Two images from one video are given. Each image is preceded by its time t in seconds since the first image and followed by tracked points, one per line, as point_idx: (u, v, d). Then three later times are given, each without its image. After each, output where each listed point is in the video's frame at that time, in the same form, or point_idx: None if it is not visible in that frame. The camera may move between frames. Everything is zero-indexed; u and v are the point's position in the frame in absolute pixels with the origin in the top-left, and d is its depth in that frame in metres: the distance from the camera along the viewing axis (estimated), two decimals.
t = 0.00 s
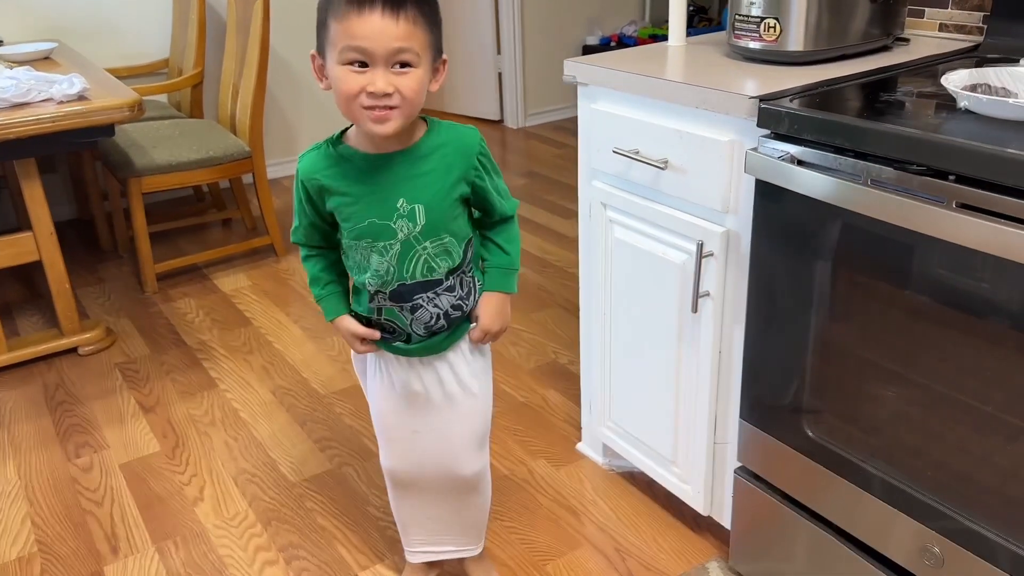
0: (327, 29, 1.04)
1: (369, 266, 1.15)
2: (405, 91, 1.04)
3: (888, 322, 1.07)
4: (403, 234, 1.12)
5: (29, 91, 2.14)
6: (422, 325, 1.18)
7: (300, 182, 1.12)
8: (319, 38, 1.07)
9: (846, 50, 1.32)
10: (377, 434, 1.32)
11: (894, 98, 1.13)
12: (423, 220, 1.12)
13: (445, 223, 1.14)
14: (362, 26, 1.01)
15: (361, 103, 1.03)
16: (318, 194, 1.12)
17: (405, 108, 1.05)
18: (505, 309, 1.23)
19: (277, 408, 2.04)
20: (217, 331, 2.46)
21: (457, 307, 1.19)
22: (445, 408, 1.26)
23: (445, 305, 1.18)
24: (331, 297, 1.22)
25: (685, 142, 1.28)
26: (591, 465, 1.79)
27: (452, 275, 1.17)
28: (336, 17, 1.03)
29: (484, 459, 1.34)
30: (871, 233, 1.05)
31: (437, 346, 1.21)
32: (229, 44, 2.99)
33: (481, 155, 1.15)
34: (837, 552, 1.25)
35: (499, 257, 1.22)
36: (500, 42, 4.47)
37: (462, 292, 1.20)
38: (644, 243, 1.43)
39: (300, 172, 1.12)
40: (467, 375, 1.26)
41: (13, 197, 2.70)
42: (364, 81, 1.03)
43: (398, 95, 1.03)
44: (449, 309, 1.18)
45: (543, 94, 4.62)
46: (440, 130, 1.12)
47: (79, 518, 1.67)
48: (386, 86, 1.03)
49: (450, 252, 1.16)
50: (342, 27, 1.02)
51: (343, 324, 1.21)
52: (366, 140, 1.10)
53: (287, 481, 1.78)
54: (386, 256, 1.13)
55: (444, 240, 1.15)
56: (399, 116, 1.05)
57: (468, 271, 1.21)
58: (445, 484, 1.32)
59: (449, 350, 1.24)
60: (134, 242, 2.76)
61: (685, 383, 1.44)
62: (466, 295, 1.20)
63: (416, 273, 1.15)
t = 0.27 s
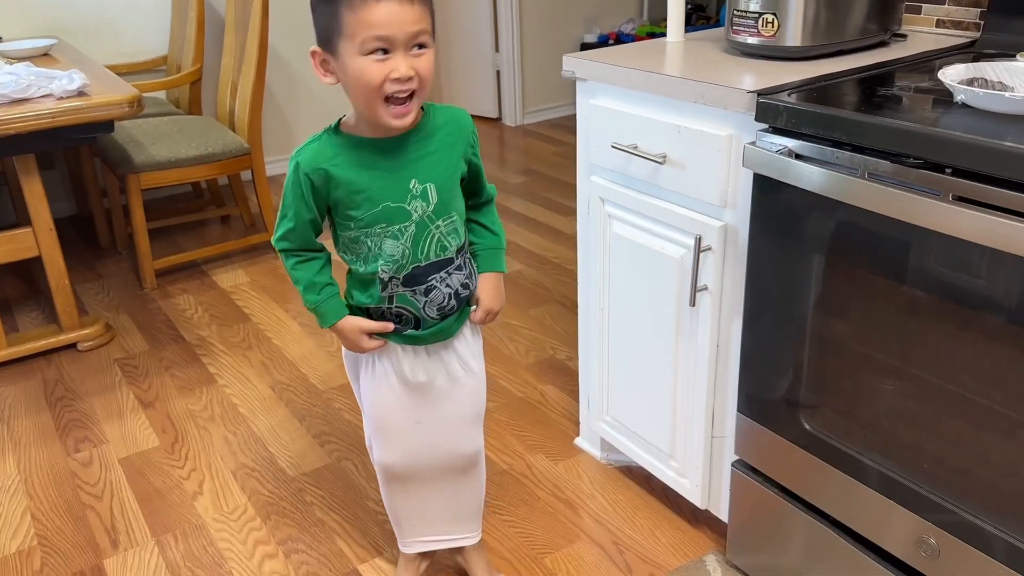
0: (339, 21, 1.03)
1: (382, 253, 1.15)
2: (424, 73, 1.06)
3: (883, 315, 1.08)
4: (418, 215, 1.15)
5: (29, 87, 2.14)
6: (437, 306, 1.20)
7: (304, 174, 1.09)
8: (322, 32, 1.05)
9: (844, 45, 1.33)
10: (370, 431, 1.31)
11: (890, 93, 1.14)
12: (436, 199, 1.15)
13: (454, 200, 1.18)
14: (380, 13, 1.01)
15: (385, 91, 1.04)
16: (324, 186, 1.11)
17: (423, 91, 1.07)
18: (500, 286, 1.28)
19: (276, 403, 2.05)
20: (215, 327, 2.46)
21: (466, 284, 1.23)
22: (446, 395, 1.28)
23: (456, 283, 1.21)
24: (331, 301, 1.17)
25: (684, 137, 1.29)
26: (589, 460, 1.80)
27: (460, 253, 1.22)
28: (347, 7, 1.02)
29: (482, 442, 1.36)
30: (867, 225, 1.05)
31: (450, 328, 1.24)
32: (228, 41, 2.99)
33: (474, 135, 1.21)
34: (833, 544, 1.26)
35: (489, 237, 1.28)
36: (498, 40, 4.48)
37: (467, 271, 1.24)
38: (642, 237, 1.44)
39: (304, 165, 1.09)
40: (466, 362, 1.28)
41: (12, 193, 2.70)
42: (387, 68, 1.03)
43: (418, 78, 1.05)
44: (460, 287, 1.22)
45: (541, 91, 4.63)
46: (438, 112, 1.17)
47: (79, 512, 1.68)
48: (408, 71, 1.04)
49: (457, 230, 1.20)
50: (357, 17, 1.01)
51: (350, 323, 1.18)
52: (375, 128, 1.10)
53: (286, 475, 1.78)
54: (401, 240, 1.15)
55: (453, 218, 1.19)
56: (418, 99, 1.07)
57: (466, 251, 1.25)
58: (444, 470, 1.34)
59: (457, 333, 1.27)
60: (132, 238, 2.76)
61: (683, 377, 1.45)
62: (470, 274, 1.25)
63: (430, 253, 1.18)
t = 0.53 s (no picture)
0: (364, 8, 1.03)
1: (403, 245, 1.17)
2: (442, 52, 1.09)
3: (872, 303, 1.09)
4: (435, 202, 1.18)
5: (27, 81, 2.15)
6: (453, 289, 1.23)
7: (326, 177, 1.08)
8: (343, 22, 1.05)
9: (835, 37, 1.34)
10: (370, 420, 1.31)
11: (880, 84, 1.15)
12: (449, 185, 1.19)
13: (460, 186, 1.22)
14: None
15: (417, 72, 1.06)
16: (345, 185, 1.10)
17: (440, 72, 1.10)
18: (492, 268, 1.32)
19: (272, 396, 2.05)
20: (213, 321, 2.47)
21: (473, 265, 1.27)
22: (449, 378, 1.29)
23: (467, 265, 1.25)
24: (348, 306, 1.15)
25: (675, 128, 1.30)
26: (583, 452, 1.81)
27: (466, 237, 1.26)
28: None
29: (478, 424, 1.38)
30: (856, 214, 1.06)
31: (459, 310, 1.27)
32: (226, 36, 3.00)
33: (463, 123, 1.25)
34: (824, 532, 1.27)
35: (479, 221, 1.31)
36: (497, 37, 4.48)
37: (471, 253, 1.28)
38: (635, 229, 1.45)
39: (325, 167, 1.08)
40: (467, 342, 1.31)
41: (10, 188, 2.71)
42: (417, 50, 1.05)
43: (439, 57, 1.08)
44: (470, 268, 1.26)
45: (540, 89, 4.63)
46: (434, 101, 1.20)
47: (75, 503, 1.69)
48: (434, 51, 1.07)
49: (463, 214, 1.24)
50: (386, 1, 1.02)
51: (369, 322, 1.18)
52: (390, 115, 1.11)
53: (281, 467, 1.79)
54: (421, 229, 1.17)
55: (461, 202, 1.23)
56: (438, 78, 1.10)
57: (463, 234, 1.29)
58: (444, 454, 1.35)
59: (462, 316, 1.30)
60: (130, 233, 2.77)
61: (675, 367, 1.45)
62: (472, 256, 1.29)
63: (447, 238, 1.21)
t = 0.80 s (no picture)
0: (384, 41, 1.05)
1: (418, 262, 1.19)
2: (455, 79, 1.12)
3: (864, 309, 1.09)
4: (446, 219, 1.21)
5: (23, 83, 2.15)
6: (456, 298, 1.27)
7: (356, 203, 1.08)
8: (364, 55, 1.07)
9: (828, 42, 1.34)
10: (365, 437, 1.30)
11: (872, 89, 1.15)
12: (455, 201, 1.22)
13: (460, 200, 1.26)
14: (425, 27, 1.06)
15: (437, 100, 1.08)
16: (371, 210, 1.10)
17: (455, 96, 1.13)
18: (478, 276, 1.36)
19: (268, 399, 2.05)
20: (209, 323, 2.47)
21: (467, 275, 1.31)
22: (440, 388, 1.32)
23: (464, 275, 1.29)
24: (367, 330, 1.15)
25: (668, 133, 1.30)
26: (578, 455, 1.81)
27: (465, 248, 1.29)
28: (392, 26, 1.05)
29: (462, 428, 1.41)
30: (848, 220, 1.07)
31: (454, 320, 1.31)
32: (223, 39, 3.00)
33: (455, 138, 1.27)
34: (817, 536, 1.27)
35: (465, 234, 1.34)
36: (494, 39, 4.49)
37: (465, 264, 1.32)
38: (629, 233, 1.45)
39: (354, 193, 1.08)
40: (452, 349, 1.34)
41: (6, 190, 2.71)
42: (436, 78, 1.08)
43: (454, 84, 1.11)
44: (465, 278, 1.30)
45: (537, 91, 4.64)
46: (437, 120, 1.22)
47: (70, 506, 1.69)
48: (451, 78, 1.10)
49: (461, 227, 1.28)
50: (405, 33, 1.05)
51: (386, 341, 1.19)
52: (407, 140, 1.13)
53: (276, 470, 1.79)
54: (435, 245, 1.20)
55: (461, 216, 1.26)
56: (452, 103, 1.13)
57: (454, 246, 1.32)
58: (436, 462, 1.36)
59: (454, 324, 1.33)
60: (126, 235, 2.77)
61: (669, 371, 1.46)
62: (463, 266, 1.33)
63: (453, 252, 1.24)
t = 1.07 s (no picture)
0: (382, 42, 1.05)
1: (409, 257, 1.19)
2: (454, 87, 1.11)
3: (862, 308, 1.09)
4: (439, 218, 1.20)
5: (22, 84, 2.15)
6: (449, 298, 1.27)
7: (346, 191, 1.08)
8: (361, 52, 1.07)
9: (827, 43, 1.34)
10: (359, 436, 1.31)
11: (870, 90, 1.15)
12: (449, 201, 1.22)
13: (456, 201, 1.25)
14: (425, 32, 1.05)
15: (428, 105, 1.07)
16: (361, 200, 1.10)
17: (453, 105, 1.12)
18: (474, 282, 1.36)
19: (266, 400, 2.05)
20: (208, 324, 2.47)
21: (461, 277, 1.31)
22: (436, 388, 1.31)
23: (458, 276, 1.29)
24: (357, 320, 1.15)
25: (668, 133, 1.30)
26: (577, 456, 1.81)
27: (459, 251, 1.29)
28: (391, 26, 1.05)
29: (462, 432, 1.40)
30: (846, 220, 1.07)
31: (449, 320, 1.30)
32: (223, 40, 3.01)
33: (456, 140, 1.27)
34: (816, 537, 1.27)
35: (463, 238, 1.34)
36: (494, 42, 4.49)
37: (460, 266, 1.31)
38: (628, 233, 1.45)
39: (344, 181, 1.08)
40: (450, 350, 1.33)
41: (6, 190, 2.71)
42: (431, 83, 1.07)
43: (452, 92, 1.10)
44: (460, 280, 1.29)
45: (537, 94, 4.64)
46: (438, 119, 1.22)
47: (68, 506, 1.68)
48: (448, 86, 1.09)
49: (457, 228, 1.27)
50: (402, 35, 1.04)
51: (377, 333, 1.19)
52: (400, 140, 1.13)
53: (275, 470, 1.79)
54: (426, 242, 1.19)
55: (457, 217, 1.26)
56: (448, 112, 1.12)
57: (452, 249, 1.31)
58: (434, 465, 1.36)
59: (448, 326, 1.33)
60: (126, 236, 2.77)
61: (668, 372, 1.45)
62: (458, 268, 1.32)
63: (445, 252, 1.24)
